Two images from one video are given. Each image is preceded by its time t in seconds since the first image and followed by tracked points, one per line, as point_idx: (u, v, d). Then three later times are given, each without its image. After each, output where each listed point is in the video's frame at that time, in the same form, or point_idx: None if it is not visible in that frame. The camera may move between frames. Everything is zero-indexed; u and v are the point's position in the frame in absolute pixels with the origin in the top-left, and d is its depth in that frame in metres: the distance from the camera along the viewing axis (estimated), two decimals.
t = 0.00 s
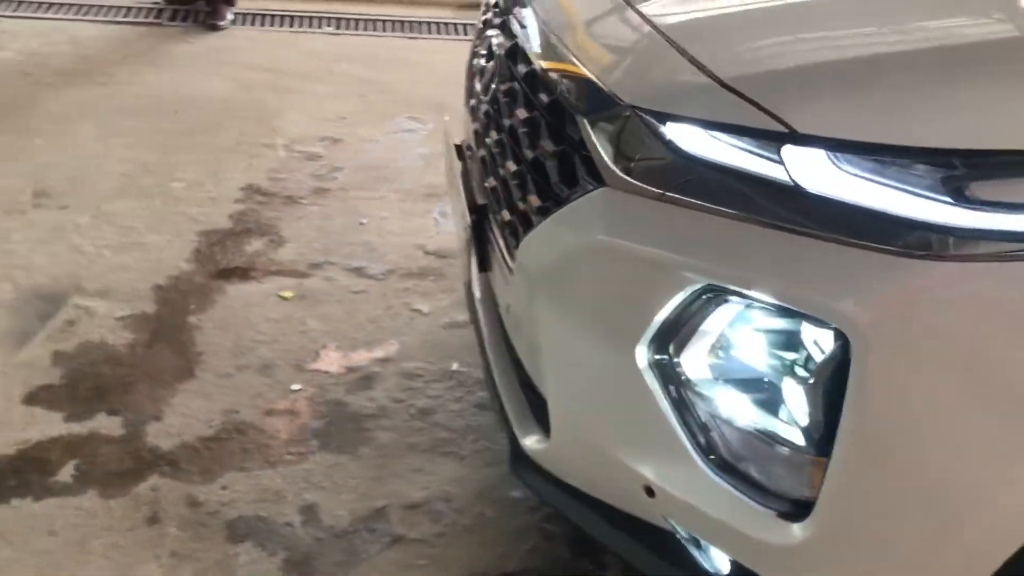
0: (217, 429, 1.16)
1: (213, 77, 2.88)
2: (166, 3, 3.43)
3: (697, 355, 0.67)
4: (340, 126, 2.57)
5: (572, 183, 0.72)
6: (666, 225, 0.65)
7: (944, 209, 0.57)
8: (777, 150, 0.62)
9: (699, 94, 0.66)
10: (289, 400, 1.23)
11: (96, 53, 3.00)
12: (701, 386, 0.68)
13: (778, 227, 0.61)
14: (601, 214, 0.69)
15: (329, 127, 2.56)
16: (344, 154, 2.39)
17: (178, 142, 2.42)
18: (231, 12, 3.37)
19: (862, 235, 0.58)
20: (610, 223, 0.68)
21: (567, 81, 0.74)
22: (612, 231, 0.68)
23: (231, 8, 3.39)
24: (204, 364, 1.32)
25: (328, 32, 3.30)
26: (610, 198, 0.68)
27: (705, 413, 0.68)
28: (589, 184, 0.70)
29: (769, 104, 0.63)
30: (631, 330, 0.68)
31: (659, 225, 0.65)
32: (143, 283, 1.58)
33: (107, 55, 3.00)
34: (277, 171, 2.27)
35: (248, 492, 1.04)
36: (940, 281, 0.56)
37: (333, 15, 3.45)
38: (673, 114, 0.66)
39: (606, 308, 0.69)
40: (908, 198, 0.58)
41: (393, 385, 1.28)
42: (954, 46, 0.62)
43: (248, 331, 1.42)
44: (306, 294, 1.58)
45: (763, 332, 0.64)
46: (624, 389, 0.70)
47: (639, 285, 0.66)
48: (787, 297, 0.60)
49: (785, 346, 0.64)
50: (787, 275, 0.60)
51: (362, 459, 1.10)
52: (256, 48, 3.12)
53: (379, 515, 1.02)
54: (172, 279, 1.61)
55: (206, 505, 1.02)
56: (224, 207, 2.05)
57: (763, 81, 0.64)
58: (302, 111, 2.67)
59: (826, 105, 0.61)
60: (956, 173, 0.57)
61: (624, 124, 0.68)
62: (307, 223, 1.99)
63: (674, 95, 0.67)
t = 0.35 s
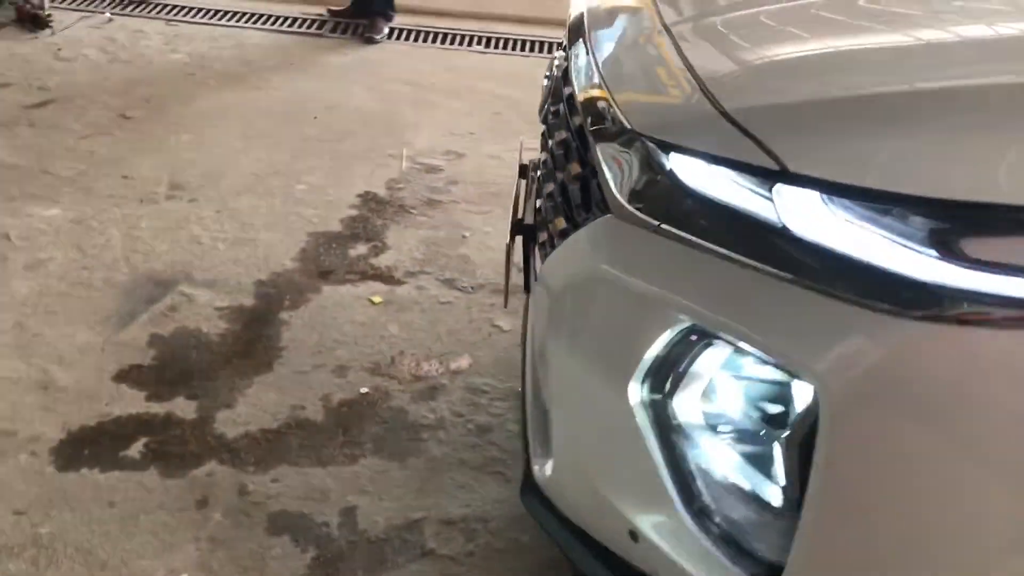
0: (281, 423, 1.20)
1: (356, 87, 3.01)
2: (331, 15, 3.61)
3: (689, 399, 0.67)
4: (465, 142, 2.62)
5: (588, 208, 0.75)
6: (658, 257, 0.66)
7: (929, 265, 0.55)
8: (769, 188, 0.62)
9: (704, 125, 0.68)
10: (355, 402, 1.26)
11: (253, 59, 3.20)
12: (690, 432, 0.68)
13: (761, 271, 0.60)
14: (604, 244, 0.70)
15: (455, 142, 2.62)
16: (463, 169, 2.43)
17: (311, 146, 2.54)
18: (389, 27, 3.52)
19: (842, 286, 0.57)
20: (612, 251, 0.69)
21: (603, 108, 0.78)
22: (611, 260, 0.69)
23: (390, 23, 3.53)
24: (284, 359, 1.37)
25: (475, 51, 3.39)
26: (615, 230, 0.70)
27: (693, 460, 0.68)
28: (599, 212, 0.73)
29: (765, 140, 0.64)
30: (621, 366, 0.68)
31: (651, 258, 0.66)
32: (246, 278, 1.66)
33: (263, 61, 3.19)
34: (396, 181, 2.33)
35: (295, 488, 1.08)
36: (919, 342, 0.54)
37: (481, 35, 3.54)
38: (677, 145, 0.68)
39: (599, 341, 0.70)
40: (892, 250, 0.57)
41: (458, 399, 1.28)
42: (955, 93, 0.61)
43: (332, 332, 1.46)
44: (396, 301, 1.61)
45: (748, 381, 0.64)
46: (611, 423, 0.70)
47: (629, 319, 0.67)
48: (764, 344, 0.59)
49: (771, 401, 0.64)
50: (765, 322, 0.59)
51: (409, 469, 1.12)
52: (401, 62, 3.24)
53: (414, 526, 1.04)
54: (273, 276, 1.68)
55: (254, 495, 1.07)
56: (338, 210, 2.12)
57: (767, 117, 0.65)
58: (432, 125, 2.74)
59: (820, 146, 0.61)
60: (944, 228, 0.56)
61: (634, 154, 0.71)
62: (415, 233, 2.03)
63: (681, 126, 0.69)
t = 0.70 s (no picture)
0: (353, 453, 1.28)
1: (489, 131, 3.10)
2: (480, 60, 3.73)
3: (682, 474, 0.75)
4: (587, 191, 2.64)
5: (609, 267, 0.80)
6: (658, 326, 0.72)
7: (902, 356, 0.60)
8: (760, 261, 0.66)
9: (709, 200, 0.73)
10: (424, 440, 1.31)
11: (397, 100, 3.35)
12: (681, 504, 0.75)
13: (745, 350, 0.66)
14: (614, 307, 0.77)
15: (577, 191, 2.64)
16: (580, 216, 2.45)
17: (435, 185, 2.62)
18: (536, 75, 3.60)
19: (816, 372, 0.62)
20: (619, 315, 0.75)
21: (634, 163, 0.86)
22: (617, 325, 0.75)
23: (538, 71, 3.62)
24: (365, 392, 1.41)
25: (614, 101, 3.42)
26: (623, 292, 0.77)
27: (679, 530, 0.75)
28: (613, 273, 0.79)
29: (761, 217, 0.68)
30: (623, 433, 0.75)
31: (653, 327, 0.72)
32: (348, 309, 1.71)
33: (407, 101, 3.35)
34: (511, 225, 2.37)
35: (353, 519, 1.18)
36: (882, 432, 0.58)
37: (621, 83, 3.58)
38: (688, 214, 0.73)
39: (603, 405, 0.77)
40: (870, 338, 0.61)
41: (525, 447, 1.31)
42: (947, 184, 0.64)
43: (418, 367, 1.50)
44: (485, 342, 1.63)
45: (732, 455, 0.70)
46: (613, 482, 0.77)
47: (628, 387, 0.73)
48: (742, 422, 0.65)
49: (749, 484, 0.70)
50: (744, 402, 0.65)
51: (464, 511, 1.19)
52: (537, 110, 3.31)
53: (459, 569, 1.12)
54: (373, 309, 1.72)
55: (312, 521, 1.17)
56: (449, 249, 2.17)
57: (772, 196, 0.69)
58: (557, 172, 2.77)
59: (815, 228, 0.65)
60: (921, 320, 0.59)
61: (652, 219, 0.77)
62: (520, 278, 2.06)
63: (696, 198, 0.74)
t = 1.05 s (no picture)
0: (476, 502, 1.32)
1: (667, 190, 3.07)
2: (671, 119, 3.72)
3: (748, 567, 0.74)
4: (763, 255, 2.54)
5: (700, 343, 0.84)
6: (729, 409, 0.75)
7: (967, 470, 0.61)
8: (830, 353, 0.68)
9: (785, 270, 0.74)
10: (547, 499, 1.33)
11: (580, 155, 3.40)
12: None
13: (807, 443, 0.68)
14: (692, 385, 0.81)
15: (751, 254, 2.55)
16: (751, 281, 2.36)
17: (604, 241, 2.62)
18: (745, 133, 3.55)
19: (879, 474, 0.64)
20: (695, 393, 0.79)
21: (736, 228, 0.86)
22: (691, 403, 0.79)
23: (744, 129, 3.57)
24: (498, 442, 1.45)
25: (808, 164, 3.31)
26: (703, 370, 0.81)
27: None
28: (703, 349, 0.82)
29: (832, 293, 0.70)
30: (695, 512, 0.77)
31: (724, 409, 0.76)
32: (497, 357, 1.74)
33: (589, 156, 3.39)
34: (675, 286, 2.32)
35: (464, 569, 1.20)
36: (940, 547, 0.59)
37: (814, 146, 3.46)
38: (765, 291, 0.75)
39: (680, 482, 0.79)
40: (934, 446, 0.63)
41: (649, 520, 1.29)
42: None
43: (556, 423, 1.51)
44: (628, 405, 1.59)
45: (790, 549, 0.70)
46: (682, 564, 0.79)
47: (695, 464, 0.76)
48: (799, 514, 0.66)
49: None
50: (807, 494, 0.66)
51: None
52: (719, 171, 3.24)
53: None
54: (520, 359, 1.74)
55: (426, 564, 1.21)
56: (607, 305, 2.15)
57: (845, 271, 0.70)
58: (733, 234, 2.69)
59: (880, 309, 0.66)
60: (988, 433, 0.60)
61: (737, 293, 0.79)
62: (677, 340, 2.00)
63: (779, 268, 0.75)
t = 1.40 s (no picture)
0: (639, 545, 1.41)
1: (898, 249, 2.87)
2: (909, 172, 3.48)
3: None
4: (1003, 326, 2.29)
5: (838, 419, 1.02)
6: (856, 469, 0.93)
7: None
8: (945, 433, 0.84)
9: (922, 348, 0.92)
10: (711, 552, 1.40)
11: (806, 205, 3.26)
12: None
13: (924, 504, 0.84)
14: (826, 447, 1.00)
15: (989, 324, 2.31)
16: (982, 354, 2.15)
17: (818, 295, 2.50)
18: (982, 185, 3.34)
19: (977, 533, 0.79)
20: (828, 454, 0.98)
21: (879, 309, 1.02)
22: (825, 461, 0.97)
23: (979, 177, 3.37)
24: (673, 489, 1.54)
25: None
26: (840, 441, 0.98)
27: None
28: (841, 423, 1.00)
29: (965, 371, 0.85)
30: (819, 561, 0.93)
31: (855, 475, 0.93)
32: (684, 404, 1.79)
33: (814, 207, 3.24)
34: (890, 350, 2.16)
35: None
36: None
37: None
38: (901, 373, 0.92)
39: (807, 534, 0.96)
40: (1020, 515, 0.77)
41: None
42: None
43: (733, 478, 1.57)
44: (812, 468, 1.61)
45: None
46: None
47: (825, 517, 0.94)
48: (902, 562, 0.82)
49: None
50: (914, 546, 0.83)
51: None
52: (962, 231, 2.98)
53: None
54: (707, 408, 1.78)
55: None
56: (808, 362, 2.05)
57: (966, 355, 0.87)
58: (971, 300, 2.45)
59: (990, 390, 0.82)
60: None
61: (877, 374, 0.97)
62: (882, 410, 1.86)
63: (914, 352, 0.92)
